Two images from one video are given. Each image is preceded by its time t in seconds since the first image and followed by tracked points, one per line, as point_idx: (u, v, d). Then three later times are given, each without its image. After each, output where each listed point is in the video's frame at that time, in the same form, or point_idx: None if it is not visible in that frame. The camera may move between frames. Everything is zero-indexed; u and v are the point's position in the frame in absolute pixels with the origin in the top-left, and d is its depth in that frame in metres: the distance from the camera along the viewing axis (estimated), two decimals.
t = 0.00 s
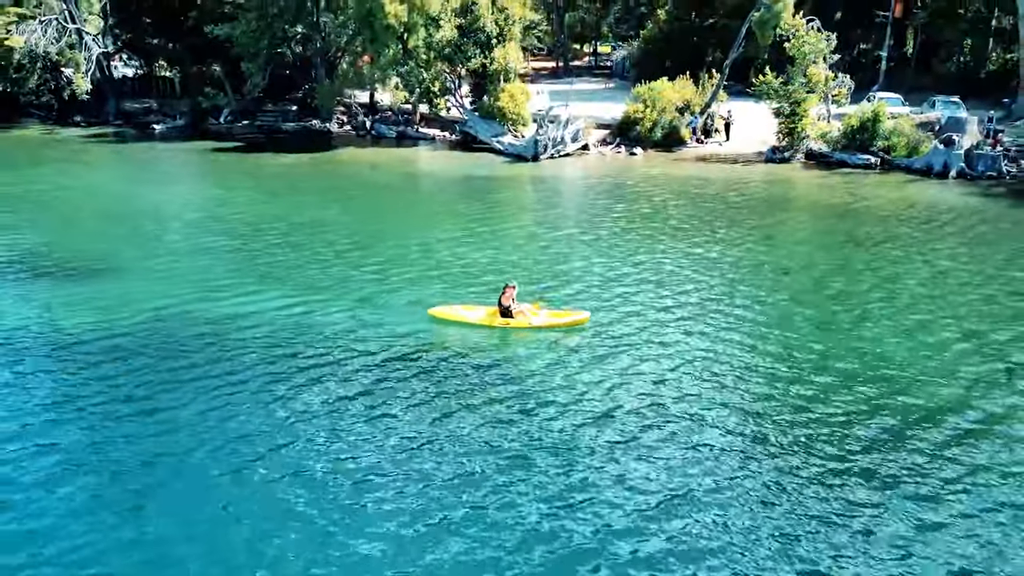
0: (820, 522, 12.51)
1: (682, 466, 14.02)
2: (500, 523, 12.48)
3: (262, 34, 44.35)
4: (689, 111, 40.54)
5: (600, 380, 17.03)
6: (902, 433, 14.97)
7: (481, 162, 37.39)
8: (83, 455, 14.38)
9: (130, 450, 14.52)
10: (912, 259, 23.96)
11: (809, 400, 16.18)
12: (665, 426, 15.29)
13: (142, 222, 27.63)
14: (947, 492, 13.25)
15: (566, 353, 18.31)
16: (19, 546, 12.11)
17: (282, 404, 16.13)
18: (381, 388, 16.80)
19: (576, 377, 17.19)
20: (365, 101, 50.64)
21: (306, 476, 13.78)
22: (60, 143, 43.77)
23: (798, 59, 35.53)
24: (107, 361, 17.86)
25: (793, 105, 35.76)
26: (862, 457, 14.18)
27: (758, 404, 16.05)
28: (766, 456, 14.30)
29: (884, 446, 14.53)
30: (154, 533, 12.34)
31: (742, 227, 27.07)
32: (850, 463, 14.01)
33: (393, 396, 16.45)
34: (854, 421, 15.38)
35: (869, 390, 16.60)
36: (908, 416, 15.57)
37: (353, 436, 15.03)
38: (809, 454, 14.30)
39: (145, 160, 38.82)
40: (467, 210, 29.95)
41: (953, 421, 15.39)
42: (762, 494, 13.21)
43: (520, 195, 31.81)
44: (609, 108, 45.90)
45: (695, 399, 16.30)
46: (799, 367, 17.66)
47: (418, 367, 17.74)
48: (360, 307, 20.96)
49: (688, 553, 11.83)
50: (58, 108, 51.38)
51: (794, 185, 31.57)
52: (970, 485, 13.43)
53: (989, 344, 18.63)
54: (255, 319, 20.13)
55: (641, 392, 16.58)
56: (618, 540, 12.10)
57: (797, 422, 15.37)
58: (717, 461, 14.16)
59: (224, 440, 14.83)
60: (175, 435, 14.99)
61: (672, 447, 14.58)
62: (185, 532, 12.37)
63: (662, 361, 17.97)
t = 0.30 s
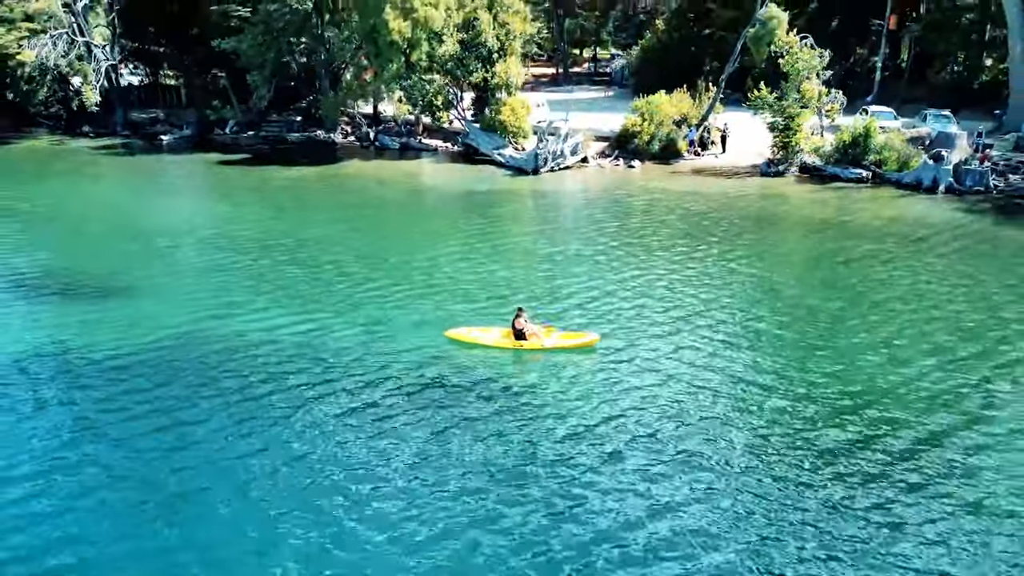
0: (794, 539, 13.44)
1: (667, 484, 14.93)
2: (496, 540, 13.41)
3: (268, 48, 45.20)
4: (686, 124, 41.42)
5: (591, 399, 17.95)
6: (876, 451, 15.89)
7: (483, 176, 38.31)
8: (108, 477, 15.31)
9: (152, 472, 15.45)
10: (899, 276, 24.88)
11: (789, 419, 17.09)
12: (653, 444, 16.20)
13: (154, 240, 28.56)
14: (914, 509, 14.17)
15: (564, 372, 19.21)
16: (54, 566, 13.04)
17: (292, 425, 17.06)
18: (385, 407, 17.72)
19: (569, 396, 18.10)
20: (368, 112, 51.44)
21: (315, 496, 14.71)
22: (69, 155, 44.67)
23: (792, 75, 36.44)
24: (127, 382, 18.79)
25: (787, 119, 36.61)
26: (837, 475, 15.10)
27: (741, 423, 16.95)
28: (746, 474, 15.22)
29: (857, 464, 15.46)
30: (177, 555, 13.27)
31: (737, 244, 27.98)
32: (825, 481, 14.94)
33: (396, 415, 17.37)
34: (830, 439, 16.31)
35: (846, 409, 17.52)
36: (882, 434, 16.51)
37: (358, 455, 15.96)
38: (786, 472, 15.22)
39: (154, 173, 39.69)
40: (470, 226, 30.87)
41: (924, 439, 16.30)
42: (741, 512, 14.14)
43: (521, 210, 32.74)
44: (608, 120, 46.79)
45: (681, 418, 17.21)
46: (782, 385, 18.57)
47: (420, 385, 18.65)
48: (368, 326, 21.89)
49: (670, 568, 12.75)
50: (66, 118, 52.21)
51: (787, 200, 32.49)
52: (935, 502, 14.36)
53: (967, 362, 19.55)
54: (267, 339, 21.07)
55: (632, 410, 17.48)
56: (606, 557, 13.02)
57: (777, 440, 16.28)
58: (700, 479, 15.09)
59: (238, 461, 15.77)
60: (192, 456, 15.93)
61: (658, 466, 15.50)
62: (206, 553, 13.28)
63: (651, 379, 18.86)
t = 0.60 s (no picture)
0: (763, 548, 14.60)
1: (649, 496, 16.09)
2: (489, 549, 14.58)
3: (275, 63, 46.40)
4: (682, 138, 42.51)
5: (581, 415, 19.09)
6: (844, 465, 17.05)
7: (484, 190, 39.51)
8: (134, 491, 16.48)
9: (172, 487, 16.58)
10: (883, 291, 25.99)
11: (765, 434, 18.24)
12: (637, 459, 17.36)
13: (168, 257, 29.75)
14: (876, 520, 15.32)
15: (560, 389, 20.30)
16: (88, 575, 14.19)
17: (302, 441, 18.21)
18: (389, 423, 18.84)
19: (561, 411, 19.23)
20: (372, 123, 52.55)
21: (322, 509, 15.85)
22: (80, 168, 45.87)
23: (784, 92, 37.68)
24: (149, 399, 19.96)
25: (780, 135, 37.80)
26: (806, 489, 16.25)
27: (721, 438, 18.11)
28: (722, 487, 16.38)
29: (826, 478, 16.61)
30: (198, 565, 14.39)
31: (729, 260, 29.16)
32: (795, 492, 16.15)
33: (398, 431, 18.51)
34: (803, 454, 17.45)
35: (820, 424, 18.65)
36: (851, 448, 17.65)
37: (363, 469, 17.09)
38: (759, 486, 16.37)
39: (165, 186, 40.88)
40: (473, 243, 31.98)
41: (890, 454, 17.42)
42: (718, 520, 15.37)
43: (522, 226, 33.97)
44: (607, 132, 48.00)
45: (665, 433, 18.36)
46: (761, 400, 19.71)
47: (423, 401, 19.78)
48: (375, 343, 23.01)
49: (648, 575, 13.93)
50: (77, 129, 53.38)
51: (779, 215, 33.68)
52: (898, 511, 15.57)
53: (943, 377, 20.65)
54: (279, 356, 22.22)
55: (620, 426, 18.61)
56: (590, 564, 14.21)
57: (753, 454, 17.45)
58: (682, 489, 16.32)
59: (251, 475, 16.92)
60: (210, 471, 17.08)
61: (640, 479, 16.66)
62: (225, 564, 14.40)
63: (638, 395, 20.00)
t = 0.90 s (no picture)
0: (730, 548, 15.98)
1: (630, 501, 17.47)
2: (481, 550, 15.97)
3: (283, 78, 47.44)
4: (677, 150, 43.77)
5: (571, 425, 20.46)
6: (810, 473, 18.40)
7: (486, 202, 40.79)
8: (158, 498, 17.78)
9: (191, 494, 17.87)
10: (866, 305, 27.25)
11: (740, 443, 19.60)
12: (620, 466, 18.71)
13: (182, 273, 31.03)
14: (835, 524, 16.67)
15: (556, 401, 21.59)
16: None
17: (310, 451, 19.52)
18: (390, 434, 20.19)
19: (551, 422, 20.57)
20: (376, 134, 53.78)
21: (333, 511, 17.26)
22: (92, 180, 47.08)
23: (775, 108, 39.00)
24: (169, 412, 21.23)
25: (772, 149, 39.07)
26: (775, 495, 17.61)
27: (700, 445, 19.54)
28: (699, 490, 17.82)
29: (795, 485, 17.96)
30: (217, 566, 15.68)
31: (720, 274, 30.44)
32: (767, 496, 17.58)
33: (398, 441, 19.85)
34: (776, 460, 18.88)
35: (792, 434, 20.03)
36: (819, 457, 19.01)
37: (366, 478, 18.42)
38: (731, 492, 17.72)
39: (176, 199, 42.18)
40: (475, 257, 33.26)
41: (854, 463, 18.77)
42: (694, 521, 16.82)
43: (521, 239, 35.28)
44: (605, 144, 49.31)
45: (646, 441, 19.72)
46: (739, 411, 21.06)
47: (425, 413, 21.09)
48: (381, 357, 24.30)
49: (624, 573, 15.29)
50: (88, 140, 54.66)
51: (769, 229, 34.95)
52: (861, 513, 16.98)
53: (916, 389, 21.90)
54: (292, 370, 23.53)
55: (606, 436, 19.95)
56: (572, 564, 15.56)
57: (727, 463, 18.79)
58: (662, 492, 17.76)
59: (262, 483, 18.26)
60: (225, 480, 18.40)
61: (622, 485, 18.02)
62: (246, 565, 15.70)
63: (625, 404, 21.43)
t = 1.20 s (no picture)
0: (703, 543, 17.54)
1: (615, 498, 19.06)
2: (477, 545, 17.52)
3: (290, 91, 48.90)
4: (673, 162, 45.25)
5: (563, 429, 22.02)
6: (780, 473, 19.97)
7: (487, 213, 42.34)
8: (183, 500, 19.27)
9: (212, 497, 19.38)
10: (848, 316, 28.72)
11: (719, 445, 21.16)
12: (607, 466, 20.29)
13: (198, 286, 32.55)
14: (801, 520, 18.24)
15: (551, 408, 23.05)
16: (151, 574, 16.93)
17: (319, 455, 21.05)
18: (393, 438, 21.73)
19: (542, 427, 22.08)
20: (380, 144, 55.27)
21: (346, 509, 18.83)
22: (104, 192, 48.51)
23: (765, 123, 40.63)
24: (190, 420, 22.72)
25: (763, 162, 40.59)
26: (749, 493, 19.19)
27: (682, 446, 21.12)
28: (679, 488, 19.41)
29: (767, 484, 19.53)
30: (240, 562, 17.18)
31: (711, 285, 31.94)
32: (742, 494, 19.16)
33: (400, 445, 21.39)
34: (751, 461, 20.46)
35: (768, 436, 21.59)
36: (791, 458, 20.59)
37: (374, 478, 20.00)
38: (709, 491, 19.25)
39: (189, 210, 43.74)
40: (477, 268, 34.74)
41: (821, 463, 20.34)
42: (673, 516, 18.40)
43: (521, 250, 36.80)
44: (603, 155, 50.79)
45: (629, 445, 21.25)
46: (720, 416, 22.61)
47: (430, 419, 22.62)
48: (389, 367, 25.79)
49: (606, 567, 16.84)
50: (99, 150, 56.16)
51: (759, 242, 36.47)
52: (827, 510, 18.57)
53: (892, 396, 23.36)
54: (307, 380, 25.03)
55: (593, 439, 21.48)
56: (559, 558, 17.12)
57: (706, 464, 20.37)
58: (645, 490, 19.35)
59: (276, 486, 19.79)
60: (242, 483, 19.92)
61: (609, 484, 19.60)
62: (265, 561, 17.19)
63: (614, 408, 22.99)
